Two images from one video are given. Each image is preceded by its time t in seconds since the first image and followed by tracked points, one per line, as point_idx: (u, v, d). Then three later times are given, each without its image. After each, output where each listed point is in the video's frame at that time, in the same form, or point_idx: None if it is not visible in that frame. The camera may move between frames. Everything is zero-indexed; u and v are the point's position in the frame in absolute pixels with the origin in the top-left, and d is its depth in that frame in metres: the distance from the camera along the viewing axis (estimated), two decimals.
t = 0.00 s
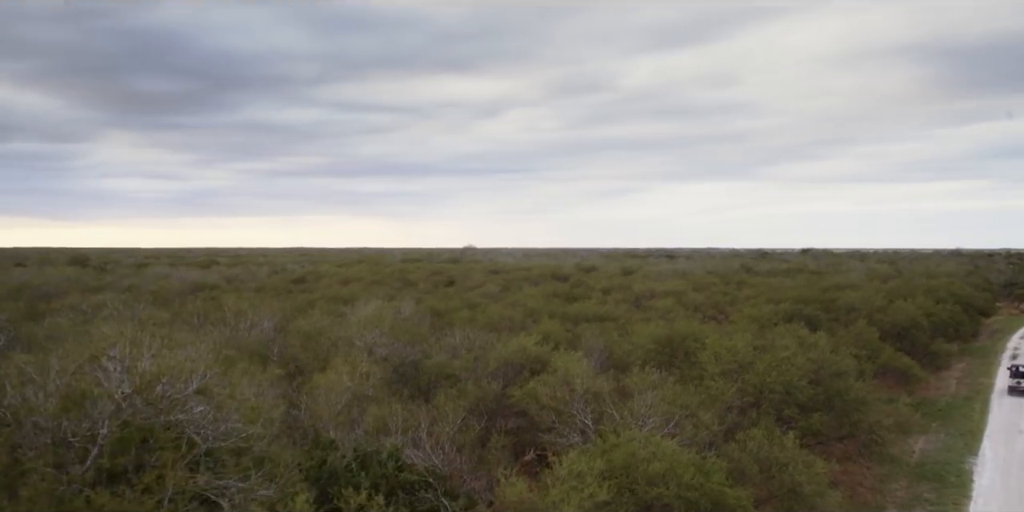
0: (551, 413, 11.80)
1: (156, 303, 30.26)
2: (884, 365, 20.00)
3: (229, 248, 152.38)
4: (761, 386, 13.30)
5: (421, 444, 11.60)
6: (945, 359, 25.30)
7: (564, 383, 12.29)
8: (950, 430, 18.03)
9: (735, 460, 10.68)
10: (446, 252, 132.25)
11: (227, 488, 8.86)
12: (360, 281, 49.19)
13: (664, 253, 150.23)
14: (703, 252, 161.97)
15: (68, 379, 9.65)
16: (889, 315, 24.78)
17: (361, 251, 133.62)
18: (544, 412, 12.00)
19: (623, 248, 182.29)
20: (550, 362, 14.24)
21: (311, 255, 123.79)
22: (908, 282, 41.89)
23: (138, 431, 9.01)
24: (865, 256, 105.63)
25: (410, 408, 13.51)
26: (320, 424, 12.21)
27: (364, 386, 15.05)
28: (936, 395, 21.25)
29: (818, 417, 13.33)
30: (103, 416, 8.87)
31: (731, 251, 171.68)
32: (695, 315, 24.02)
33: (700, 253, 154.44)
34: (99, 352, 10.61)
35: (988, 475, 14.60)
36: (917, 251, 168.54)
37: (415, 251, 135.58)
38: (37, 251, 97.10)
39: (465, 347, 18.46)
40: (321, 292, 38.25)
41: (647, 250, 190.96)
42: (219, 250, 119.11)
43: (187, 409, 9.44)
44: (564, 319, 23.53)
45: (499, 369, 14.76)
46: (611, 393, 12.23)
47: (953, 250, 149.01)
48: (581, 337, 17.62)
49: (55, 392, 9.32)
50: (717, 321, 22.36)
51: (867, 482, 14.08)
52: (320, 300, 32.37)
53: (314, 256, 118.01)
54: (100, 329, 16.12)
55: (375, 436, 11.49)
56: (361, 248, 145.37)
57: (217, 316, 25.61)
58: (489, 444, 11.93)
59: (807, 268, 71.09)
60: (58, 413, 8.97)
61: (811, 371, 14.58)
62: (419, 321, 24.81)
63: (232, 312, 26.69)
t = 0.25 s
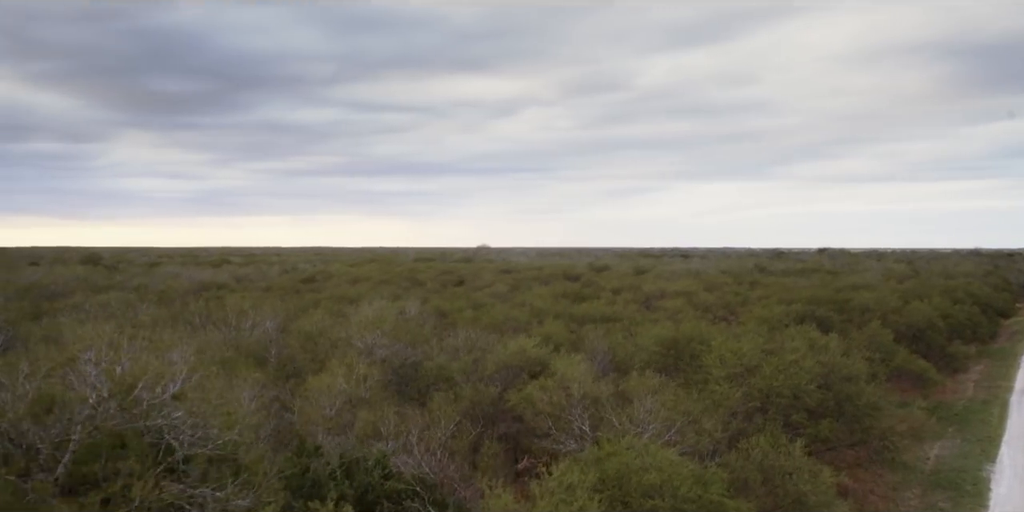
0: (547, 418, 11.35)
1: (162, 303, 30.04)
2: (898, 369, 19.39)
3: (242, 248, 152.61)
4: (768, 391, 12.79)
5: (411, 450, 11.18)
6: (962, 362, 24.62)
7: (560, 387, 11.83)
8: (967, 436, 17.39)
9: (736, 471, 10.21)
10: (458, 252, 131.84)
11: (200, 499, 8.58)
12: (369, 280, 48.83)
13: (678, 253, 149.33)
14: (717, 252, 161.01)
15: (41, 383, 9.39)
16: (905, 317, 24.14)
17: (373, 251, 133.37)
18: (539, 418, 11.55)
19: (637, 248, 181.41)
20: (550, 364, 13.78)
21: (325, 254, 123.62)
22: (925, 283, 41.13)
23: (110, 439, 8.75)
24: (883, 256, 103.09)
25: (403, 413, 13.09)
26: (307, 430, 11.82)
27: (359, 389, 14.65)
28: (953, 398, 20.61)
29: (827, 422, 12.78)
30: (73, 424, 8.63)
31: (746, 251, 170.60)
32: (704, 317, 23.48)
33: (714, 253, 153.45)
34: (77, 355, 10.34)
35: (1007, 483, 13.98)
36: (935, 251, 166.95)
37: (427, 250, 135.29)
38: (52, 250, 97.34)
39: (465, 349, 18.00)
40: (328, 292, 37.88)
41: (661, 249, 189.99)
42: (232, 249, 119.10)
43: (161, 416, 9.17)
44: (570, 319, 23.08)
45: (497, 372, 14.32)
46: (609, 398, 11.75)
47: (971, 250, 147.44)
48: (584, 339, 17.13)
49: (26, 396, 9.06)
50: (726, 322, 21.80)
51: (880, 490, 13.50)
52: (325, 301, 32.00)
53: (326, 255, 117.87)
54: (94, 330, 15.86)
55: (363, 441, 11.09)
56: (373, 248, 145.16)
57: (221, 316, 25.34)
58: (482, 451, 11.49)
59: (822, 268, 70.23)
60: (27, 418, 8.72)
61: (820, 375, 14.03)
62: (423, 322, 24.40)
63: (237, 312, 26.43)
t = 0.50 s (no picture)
0: (542, 424, 10.88)
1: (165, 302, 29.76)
2: (912, 371, 18.79)
3: (255, 248, 152.93)
4: (774, 395, 12.25)
5: (398, 457, 10.74)
6: (980, 364, 23.95)
7: (555, 391, 11.37)
8: (983, 441, 16.75)
9: (736, 481, 9.71)
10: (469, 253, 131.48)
11: (173, 508, 8.19)
12: (378, 279, 48.42)
13: (691, 253, 148.26)
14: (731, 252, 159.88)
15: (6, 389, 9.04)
16: (920, 318, 23.54)
17: (385, 251, 133.17)
18: (533, 424, 11.08)
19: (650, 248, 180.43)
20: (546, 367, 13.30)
21: (337, 254, 123.48)
22: (941, 283, 40.38)
23: (76, 446, 8.34)
24: (899, 256, 100.18)
25: (394, 417, 12.65)
26: (292, 436, 11.42)
27: (352, 393, 14.22)
28: (969, 401, 19.98)
29: (836, 429, 12.22)
30: (36, 432, 8.30)
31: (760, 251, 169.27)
32: (712, 317, 22.95)
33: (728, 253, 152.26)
34: (48, 360, 9.99)
35: None
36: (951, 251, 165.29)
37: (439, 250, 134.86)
38: (63, 249, 97.47)
39: (464, 349, 17.55)
40: (333, 291, 37.58)
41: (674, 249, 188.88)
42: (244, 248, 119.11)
43: (134, 421, 8.81)
44: (576, 320, 22.61)
45: (493, 375, 13.86)
46: (606, 401, 11.23)
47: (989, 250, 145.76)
48: (587, 341, 16.60)
49: None
50: (734, 323, 21.24)
51: (891, 498, 12.94)
52: (328, 300, 31.60)
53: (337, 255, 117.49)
54: (84, 331, 15.56)
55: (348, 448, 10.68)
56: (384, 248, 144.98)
57: (222, 315, 25.02)
58: (471, 459, 11.05)
59: (836, 268, 69.39)
60: None
61: (829, 378, 13.48)
62: (425, 322, 23.97)
63: (238, 312, 26.11)
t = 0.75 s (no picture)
0: (534, 432, 10.42)
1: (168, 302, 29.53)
2: (925, 374, 18.22)
3: (268, 247, 153.19)
4: (779, 402, 11.73)
5: (384, 465, 10.31)
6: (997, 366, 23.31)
7: (548, 397, 10.90)
8: (1000, 447, 16.16)
9: (736, 493, 9.20)
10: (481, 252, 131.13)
11: None
12: (385, 279, 48.09)
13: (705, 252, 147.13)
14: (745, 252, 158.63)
15: None
16: (935, 319, 22.93)
17: (397, 251, 133.00)
18: (525, 432, 10.61)
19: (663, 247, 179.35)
20: (543, 370, 12.83)
21: (349, 253, 123.38)
22: (958, 282, 39.64)
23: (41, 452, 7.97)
24: (917, 256, 96.82)
25: (384, 422, 12.22)
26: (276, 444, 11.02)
27: (344, 396, 13.80)
28: (985, 405, 19.37)
29: (845, 436, 11.69)
30: None
31: (775, 250, 167.84)
32: (720, 318, 22.43)
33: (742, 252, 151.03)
34: (19, 366, 9.64)
35: None
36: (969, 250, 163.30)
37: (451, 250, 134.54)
38: (76, 248, 97.79)
39: (463, 351, 17.13)
40: (339, 291, 37.26)
41: (688, 249, 187.70)
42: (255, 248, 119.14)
43: (101, 426, 8.43)
44: (580, 320, 22.15)
45: (488, 378, 13.41)
46: (601, 407, 10.75)
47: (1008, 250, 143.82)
48: (587, 342, 16.12)
49: None
50: (742, 324, 20.72)
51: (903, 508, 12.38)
52: (332, 300, 31.27)
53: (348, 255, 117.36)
54: (73, 334, 15.24)
55: (333, 456, 10.26)
56: (396, 247, 144.81)
57: (224, 315, 24.74)
58: (460, 467, 10.59)
59: (851, 267, 68.53)
60: None
61: (838, 383, 12.91)
62: (427, 322, 23.58)
63: (241, 312, 25.82)
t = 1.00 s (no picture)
0: (523, 439, 9.99)
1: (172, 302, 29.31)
2: (939, 377, 17.65)
3: (282, 247, 153.49)
4: (782, 408, 11.23)
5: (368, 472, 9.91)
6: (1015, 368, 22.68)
7: (539, 402, 10.42)
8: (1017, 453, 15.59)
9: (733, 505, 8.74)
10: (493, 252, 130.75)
11: None
12: (394, 279, 47.81)
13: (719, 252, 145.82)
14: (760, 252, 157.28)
15: None
16: (950, 320, 22.32)
17: (409, 251, 132.89)
18: (515, 438, 10.18)
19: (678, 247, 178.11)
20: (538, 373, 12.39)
21: (361, 253, 123.31)
22: (976, 282, 38.87)
23: None
24: (935, 256, 94.60)
25: (373, 428, 11.82)
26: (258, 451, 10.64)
27: (334, 398, 13.43)
28: (1002, 408, 18.77)
29: (852, 443, 11.17)
30: None
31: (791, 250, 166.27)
32: (728, 319, 21.95)
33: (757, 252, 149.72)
34: None
35: None
36: (989, 250, 161.19)
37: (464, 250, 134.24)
38: (89, 248, 98.15)
39: (461, 353, 16.74)
40: (346, 291, 36.98)
41: (703, 249, 186.39)
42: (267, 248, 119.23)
43: (65, 433, 8.06)
44: (585, 321, 21.72)
45: (482, 381, 13.00)
46: (595, 413, 10.31)
47: None
48: (588, 344, 15.67)
49: None
50: (751, 326, 20.22)
51: None
52: (336, 300, 30.98)
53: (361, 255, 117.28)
54: (61, 341, 14.98)
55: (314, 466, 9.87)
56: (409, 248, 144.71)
57: (225, 315, 24.47)
58: (448, 475, 10.16)
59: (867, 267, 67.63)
60: None
61: (845, 387, 12.39)
62: (430, 323, 23.22)
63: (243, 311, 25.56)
